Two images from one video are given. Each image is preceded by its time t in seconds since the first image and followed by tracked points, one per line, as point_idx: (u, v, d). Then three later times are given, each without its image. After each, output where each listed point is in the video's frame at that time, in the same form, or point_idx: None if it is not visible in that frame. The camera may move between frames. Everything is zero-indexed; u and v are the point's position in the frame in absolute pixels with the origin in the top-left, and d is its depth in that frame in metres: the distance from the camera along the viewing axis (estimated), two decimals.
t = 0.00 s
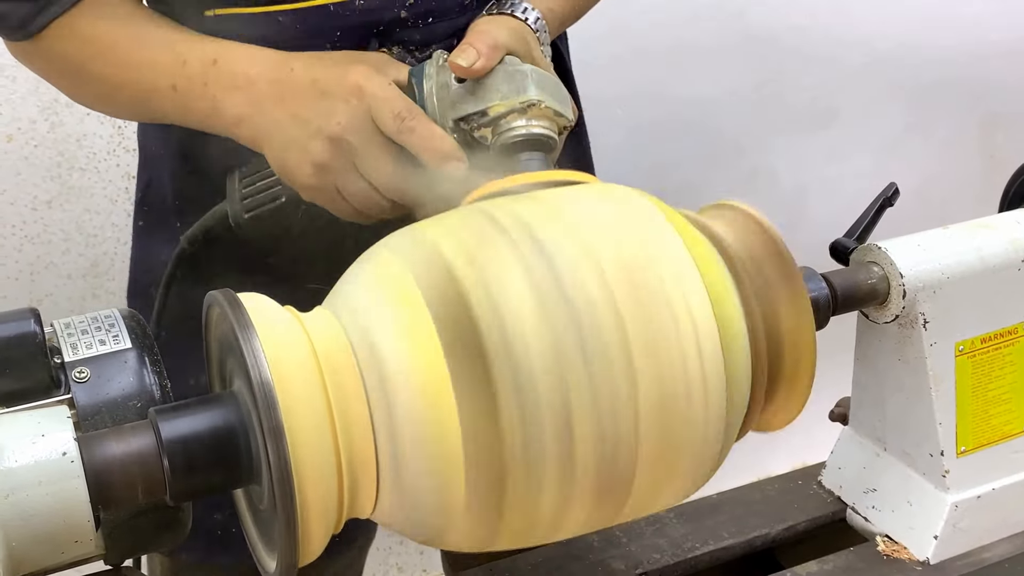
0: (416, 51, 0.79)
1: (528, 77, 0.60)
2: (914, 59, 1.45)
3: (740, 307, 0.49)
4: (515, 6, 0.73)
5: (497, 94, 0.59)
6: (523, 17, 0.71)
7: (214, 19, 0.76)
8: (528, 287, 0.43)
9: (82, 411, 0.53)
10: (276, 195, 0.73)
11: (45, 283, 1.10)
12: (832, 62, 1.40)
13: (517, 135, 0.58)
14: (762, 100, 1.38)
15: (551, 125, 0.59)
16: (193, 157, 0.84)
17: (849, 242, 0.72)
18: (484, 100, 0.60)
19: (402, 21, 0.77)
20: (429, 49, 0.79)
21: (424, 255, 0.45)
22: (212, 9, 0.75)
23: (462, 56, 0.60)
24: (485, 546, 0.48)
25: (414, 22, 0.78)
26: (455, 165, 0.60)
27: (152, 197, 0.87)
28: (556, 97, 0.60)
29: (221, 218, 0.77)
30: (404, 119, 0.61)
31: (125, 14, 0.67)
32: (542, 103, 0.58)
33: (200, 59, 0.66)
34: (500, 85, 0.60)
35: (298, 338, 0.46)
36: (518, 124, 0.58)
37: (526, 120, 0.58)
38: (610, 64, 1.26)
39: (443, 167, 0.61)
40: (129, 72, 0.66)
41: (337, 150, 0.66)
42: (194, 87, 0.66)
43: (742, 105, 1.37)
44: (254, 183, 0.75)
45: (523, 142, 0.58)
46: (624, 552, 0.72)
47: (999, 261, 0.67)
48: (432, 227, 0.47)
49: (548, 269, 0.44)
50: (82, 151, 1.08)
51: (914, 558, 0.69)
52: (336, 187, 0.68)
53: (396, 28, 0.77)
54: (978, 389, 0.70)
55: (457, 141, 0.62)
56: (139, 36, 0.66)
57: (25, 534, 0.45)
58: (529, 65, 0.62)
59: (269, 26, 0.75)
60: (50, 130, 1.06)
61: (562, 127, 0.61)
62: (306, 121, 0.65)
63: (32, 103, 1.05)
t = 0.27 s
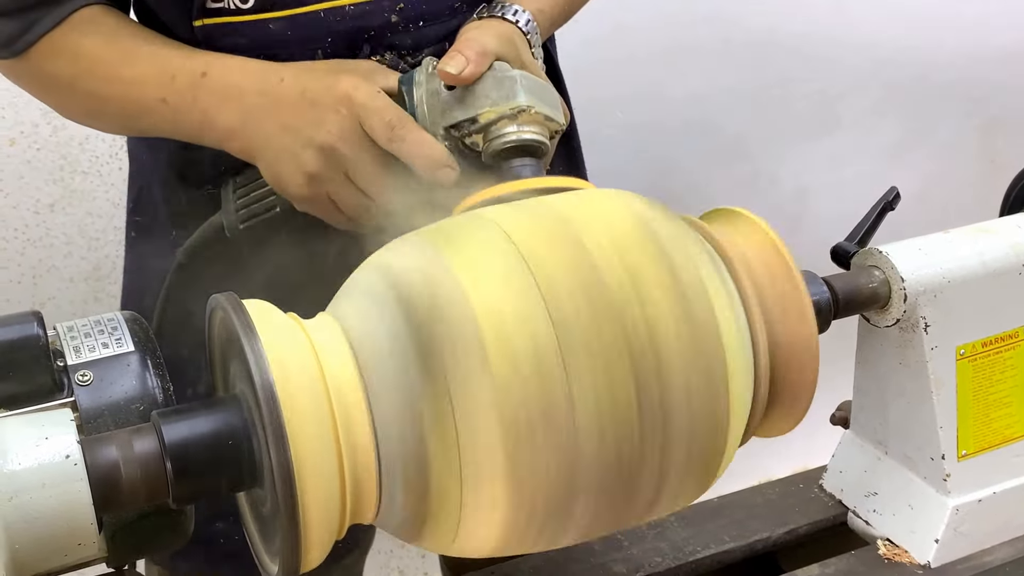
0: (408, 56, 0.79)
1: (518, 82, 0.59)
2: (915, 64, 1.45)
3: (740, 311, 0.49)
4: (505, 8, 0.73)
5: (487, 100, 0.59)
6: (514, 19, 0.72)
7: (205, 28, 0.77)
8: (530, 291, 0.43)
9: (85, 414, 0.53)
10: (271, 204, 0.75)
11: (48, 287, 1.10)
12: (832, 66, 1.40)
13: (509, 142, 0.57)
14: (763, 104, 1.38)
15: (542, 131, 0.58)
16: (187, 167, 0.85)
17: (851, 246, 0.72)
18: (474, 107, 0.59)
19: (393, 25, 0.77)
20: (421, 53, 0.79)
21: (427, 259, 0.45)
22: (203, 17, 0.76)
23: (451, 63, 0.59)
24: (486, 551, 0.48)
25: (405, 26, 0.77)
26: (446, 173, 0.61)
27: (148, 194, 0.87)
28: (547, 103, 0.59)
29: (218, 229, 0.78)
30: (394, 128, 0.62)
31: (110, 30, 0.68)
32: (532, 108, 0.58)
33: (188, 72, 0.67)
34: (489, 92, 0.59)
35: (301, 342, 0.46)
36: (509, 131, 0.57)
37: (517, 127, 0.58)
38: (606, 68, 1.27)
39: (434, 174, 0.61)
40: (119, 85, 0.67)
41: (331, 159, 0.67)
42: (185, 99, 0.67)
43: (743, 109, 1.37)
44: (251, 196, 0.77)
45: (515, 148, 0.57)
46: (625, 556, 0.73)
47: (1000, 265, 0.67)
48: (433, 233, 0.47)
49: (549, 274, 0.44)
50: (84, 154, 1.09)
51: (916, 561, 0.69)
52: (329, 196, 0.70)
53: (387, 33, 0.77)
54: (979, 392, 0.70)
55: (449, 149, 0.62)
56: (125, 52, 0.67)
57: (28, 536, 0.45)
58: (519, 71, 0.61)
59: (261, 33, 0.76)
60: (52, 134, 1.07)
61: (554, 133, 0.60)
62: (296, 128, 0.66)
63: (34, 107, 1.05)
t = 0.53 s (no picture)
0: (397, 57, 0.79)
1: (499, 85, 0.58)
2: (914, 65, 1.45)
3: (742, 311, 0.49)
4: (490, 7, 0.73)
5: (470, 104, 0.58)
6: (498, 17, 0.72)
7: (193, 32, 0.77)
8: (532, 292, 0.44)
9: (89, 414, 0.54)
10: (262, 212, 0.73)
11: (50, 288, 1.10)
12: (832, 68, 1.41)
13: (494, 147, 0.57)
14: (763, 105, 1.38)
15: (527, 133, 0.58)
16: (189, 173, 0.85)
17: (852, 248, 0.72)
18: (457, 112, 0.59)
19: (381, 26, 0.77)
20: (410, 54, 0.80)
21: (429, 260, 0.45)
22: (190, 22, 0.76)
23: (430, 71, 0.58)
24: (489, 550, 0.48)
25: (393, 27, 0.78)
26: (432, 180, 0.60)
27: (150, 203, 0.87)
28: (530, 104, 0.59)
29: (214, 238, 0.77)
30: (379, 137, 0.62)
31: (100, 39, 0.70)
32: (516, 111, 0.57)
33: (175, 84, 0.68)
34: (471, 97, 0.59)
35: (304, 343, 0.46)
36: (493, 135, 0.57)
37: (501, 130, 0.57)
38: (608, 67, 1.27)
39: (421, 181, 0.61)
40: (109, 97, 0.69)
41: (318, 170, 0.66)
42: (171, 109, 0.68)
43: (743, 110, 1.37)
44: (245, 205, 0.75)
45: (501, 152, 0.57)
46: (627, 557, 0.73)
47: (1001, 266, 0.67)
48: (436, 233, 0.47)
49: (551, 274, 0.44)
50: (86, 156, 1.09)
51: (917, 562, 0.70)
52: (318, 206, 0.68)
53: (375, 34, 0.78)
54: (980, 393, 0.70)
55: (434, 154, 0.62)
56: (113, 62, 0.69)
57: (33, 536, 0.45)
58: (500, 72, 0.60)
59: (250, 37, 0.77)
60: (54, 135, 1.07)
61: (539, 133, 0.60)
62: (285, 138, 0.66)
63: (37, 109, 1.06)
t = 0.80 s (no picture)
0: (376, 61, 0.79)
1: (461, 92, 0.57)
2: (914, 67, 1.46)
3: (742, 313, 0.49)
4: (466, 9, 0.72)
5: (432, 112, 0.57)
6: (472, 18, 0.71)
7: (173, 34, 0.78)
8: (531, 294, 0.44)
9: (89, 416, 0.54)
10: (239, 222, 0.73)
11: (51, 290, 1.09)
12: (832, 69, 1.41)
13: (457, 157, 0.55)
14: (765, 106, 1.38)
15: (492, 141, 0.56)
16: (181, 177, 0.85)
17: (851, 249, 0.72)
18: (421, 120, 0.57)
19: (359, 29, 0.77)
20: (389, 58, 0.79)
21: (428, 262, 0.45)
22: (171, 25, 0.77)
23: (390, 79, 0.57)
24: (490, 553, 0.48)
25: (372, 31, 0.78)
26: (397, 188, 0.59)
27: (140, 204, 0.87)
28: (495, 110, 0.57)
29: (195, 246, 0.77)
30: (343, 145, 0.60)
31: (85, 47, 0.71)
32: (478, 119, 0.56)
33: (150, 91, 0.68)
34: (433, 105, 0.57)
35: (305, 346, 0.46)
36: (456, 143, 0.56)
37: (463, 138, 0.56)
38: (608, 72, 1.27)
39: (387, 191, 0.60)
40: (88, 102, 0.69)
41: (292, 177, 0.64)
42: (145, 115, 0.68)
43: (744, 111, 1.37)
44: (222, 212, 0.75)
45: (466, 161, 0.56)
46: (627, 557, 0.73)
47: (1000, 267, 0.68)
48: (435, 235, 0.47)
49: (551, 275, 0.44)
50: (86, 158, 1.10)
51: (918, 563, 0.70)
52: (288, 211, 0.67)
53: (354, 37, 0.78)
54: (980, 394, 0.70)
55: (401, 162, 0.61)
56: (92, 68, 0.70)
57: (33, 539, 0.45)
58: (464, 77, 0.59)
59: (228, 40, 0.77)
60: (54, 138, 1.08)
61: (507, 138, 0.58)
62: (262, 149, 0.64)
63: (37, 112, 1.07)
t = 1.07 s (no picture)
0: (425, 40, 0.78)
1: (485, 24, 0.52)
2: (914, 66, 1.45)
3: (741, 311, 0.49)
4: None
5: (453, 44, 0.52)
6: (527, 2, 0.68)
7: None
8: (532, 293, 0.44)
9: (90, 416, 0.54)
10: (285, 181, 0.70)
11: (50, 291, 1.11)
12: (833, 68, 1.40)
13: (478, 86, 0.50)
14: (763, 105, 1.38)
15: (516, 78, 0.51)
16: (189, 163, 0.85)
17: (851, 247, 0.72)
18: (443, 53, 0.52)
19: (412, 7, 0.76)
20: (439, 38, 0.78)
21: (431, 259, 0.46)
22: None
23: None
24: (492, 550, 0.48)
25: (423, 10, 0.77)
26: (415, 124, 0.54)
27: (153, 177, 0.87)
28: (521, 48, 0.52)
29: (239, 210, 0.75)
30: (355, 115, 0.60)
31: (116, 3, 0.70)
32: (500, 52, 0.51)
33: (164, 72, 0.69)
34: (455, 37, 0.52)
35: (306, 344, 0.46)
36: (477, 74, 0.50)
37: (486, 69, 0.51)
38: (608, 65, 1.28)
39: (404, 127, 0.55)
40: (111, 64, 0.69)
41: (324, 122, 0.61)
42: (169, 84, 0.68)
43: (744, 110, 1.37)
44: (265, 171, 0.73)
45: (486, 94, 0.50)
46: (627, 556, 0.73)
47: (999, 265, 0.68)
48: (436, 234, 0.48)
49: (550, 274, 0.44)
50: (86, 158, 1.09)
51: (917, 561, 0.70)
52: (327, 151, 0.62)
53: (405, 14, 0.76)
54: (979, 392, 0.70)
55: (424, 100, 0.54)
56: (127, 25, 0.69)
57: (33, 538, 0.45)
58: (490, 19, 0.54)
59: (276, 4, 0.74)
60: (54, 138, 1.07)
61: (534, 83, 0.53)
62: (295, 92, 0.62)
63: (37, 111, 1.05)
